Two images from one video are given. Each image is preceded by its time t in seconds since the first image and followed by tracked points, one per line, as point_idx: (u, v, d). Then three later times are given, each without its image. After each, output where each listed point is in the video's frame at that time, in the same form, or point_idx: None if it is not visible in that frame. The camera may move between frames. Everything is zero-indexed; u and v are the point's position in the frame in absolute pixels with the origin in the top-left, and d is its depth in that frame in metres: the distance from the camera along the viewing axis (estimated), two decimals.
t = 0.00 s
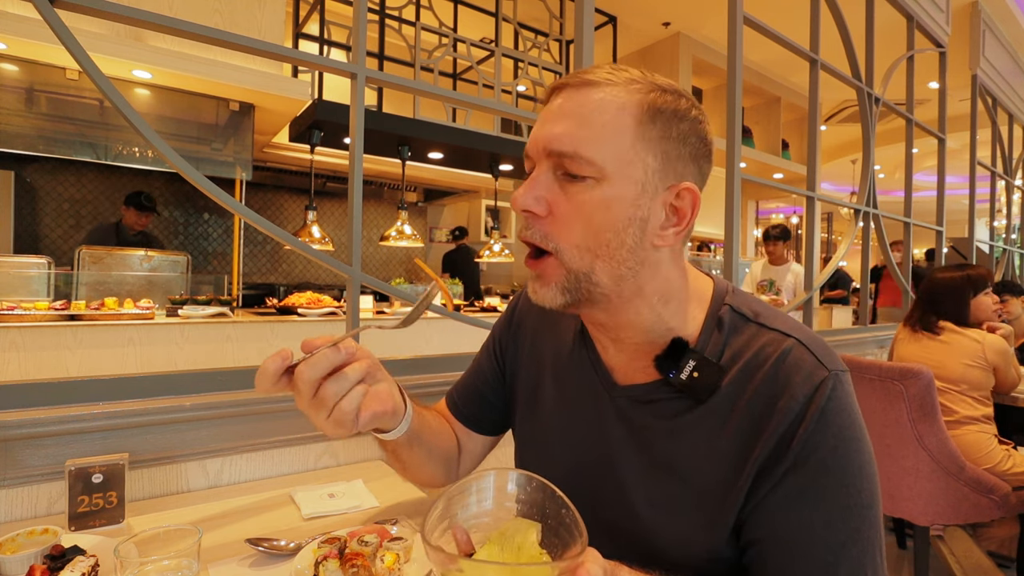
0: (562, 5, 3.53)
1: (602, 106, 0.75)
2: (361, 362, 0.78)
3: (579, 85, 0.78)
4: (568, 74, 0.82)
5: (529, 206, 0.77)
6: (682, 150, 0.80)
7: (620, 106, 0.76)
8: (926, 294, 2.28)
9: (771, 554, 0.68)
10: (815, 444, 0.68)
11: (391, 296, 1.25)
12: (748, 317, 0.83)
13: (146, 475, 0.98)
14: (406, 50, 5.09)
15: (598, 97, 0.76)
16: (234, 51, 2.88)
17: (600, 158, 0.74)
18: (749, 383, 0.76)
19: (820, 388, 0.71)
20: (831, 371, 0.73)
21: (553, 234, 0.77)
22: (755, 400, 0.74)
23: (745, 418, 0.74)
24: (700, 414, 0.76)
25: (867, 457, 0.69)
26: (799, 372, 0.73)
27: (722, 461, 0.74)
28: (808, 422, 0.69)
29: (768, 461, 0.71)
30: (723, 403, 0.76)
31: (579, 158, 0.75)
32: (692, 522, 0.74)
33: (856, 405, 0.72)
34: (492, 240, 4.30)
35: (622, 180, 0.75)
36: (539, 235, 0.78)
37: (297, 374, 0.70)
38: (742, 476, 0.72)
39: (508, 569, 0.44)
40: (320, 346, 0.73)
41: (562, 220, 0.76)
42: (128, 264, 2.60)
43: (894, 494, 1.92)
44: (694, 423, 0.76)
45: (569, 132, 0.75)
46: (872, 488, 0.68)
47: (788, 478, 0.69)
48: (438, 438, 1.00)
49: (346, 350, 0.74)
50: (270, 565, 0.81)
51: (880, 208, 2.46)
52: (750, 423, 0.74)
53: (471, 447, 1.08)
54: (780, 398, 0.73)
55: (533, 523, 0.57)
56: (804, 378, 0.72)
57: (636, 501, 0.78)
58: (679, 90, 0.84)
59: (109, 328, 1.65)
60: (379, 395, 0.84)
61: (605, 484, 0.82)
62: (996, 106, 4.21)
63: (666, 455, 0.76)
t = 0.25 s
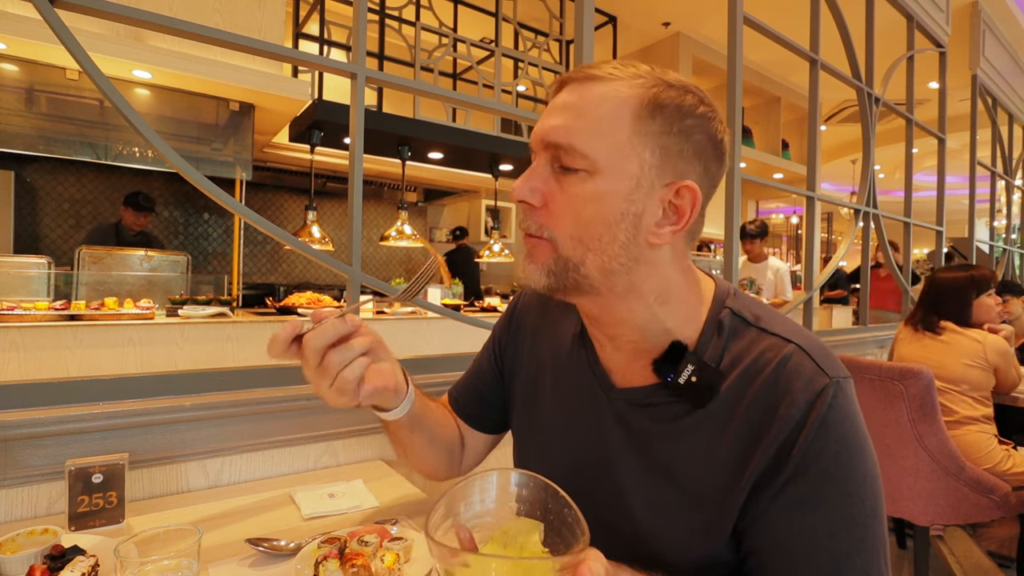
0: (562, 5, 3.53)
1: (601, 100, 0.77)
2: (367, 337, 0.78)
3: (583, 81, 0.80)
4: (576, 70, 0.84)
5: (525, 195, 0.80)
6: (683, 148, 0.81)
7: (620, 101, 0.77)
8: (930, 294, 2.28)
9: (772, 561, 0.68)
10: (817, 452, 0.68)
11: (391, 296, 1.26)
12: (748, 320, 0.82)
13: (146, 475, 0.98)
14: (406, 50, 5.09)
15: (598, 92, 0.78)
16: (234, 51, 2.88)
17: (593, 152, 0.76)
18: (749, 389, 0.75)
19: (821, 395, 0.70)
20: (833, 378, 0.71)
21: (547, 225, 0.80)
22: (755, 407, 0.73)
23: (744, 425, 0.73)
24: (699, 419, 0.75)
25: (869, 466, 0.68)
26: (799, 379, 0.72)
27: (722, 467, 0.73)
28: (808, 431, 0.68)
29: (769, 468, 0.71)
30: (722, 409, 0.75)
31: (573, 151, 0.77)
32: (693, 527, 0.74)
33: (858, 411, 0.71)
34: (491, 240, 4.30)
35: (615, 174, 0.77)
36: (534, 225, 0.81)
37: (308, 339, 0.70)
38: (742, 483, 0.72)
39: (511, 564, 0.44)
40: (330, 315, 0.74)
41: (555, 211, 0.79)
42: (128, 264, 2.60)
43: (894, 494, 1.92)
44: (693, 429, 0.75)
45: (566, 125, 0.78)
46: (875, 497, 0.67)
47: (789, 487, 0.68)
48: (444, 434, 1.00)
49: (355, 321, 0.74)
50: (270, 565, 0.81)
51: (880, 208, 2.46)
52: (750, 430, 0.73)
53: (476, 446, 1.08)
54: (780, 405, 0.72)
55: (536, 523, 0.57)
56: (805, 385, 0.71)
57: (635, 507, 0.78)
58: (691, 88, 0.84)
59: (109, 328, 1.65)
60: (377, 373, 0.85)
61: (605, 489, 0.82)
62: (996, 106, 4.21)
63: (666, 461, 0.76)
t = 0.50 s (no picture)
0: (562, 5, 3.53)
1: (601, 91, 0.78)
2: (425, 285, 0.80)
3: (592, 71, 0.81)
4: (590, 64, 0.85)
5: (518, 172, 0.82)
6: (677, 149, 0.80)
7: (619, 94, 0.78)
8: (927, 295, 2.29)
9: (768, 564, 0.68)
10: (811, 456, 0.67)
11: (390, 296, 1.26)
12: (743, 320, 0.81)
13: (146, 475, 0.98)
14: (406, 50, 5.09)
15: (602, 84, 0.79)
16: (234, 51, 2.88)
17: (584, 137, 0.77)
18: (741, 391, 0.74)
19: (814, 398, 0.69)
20: (826, 380, 0.71)
21: (534, 204, 0.82)
22: (749, 409, 0.73)
23: (738, 427, 0.73)
24: (692, 421, 0.75)
25: (867, 468, 0.67)
26: (792, 382, 0.72)
27: (716, 470, 0.73)
28: (802, 434, 0.68)
29: (764, 471, 0.70)
30: (715, 411, 0.74)
31: (565, 134, 0.78)
32: (688, 529, 0.75)
33: (854, 413, 0.70)
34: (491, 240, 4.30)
35: (601, 162, 0.77)
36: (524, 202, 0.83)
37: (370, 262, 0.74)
38: (737, 486, 0.71)
39: (509, 561, 0.44)
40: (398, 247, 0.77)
41: (542, 191, 0.80)
42: (128, 264, 2.60)
43: (894, 494, 1.92)
44: (687, 431, 0.75)
45: (564, 109, 0.79)
46: (873, 499, 0.67)
47: (785, 491, 0.68)
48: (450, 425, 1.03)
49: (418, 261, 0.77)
50: (270, 565, 0.81)
51: (880, 208, 2.46)
52: (744, 432, 0.73)
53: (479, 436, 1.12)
54: (773, 409, 0.71)
55: (535, 521, 0.57)
56: (798, 389, 0.71)
57: (631, 509, 0.78)
58: (698, 95, 0.83)
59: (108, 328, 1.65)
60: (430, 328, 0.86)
61: (601, 491, 0.82)
62: (996, 106, 4.21)
63: (661, 462, 0.76)
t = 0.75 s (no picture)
0: (562, 5, 3.53)
1: (575, 99, 0.80)
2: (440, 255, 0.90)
3: (565, 83, 0.83)
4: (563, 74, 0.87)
5: (504, 187, 0.83)
6: (657, 140, 0.79)
7: (593, 98, 0.79)
8: (924, 296, 2.28)
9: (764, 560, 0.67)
10: (806, 449, 0.67)
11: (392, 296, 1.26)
12: (741, 315, 0.81)
13: (146, 475, 0.98)
14: (406, 50, 5.09)
15: (574, 92, 0.80)
16: (234, 51, 2.88)
17: (562, 146, 0.78)
18: (737, 385, 0.74)
19: (809, 392, 0.69)
20: (820, 374, 0.70)
21: (523, 214, 0.83)
22: (744, 404, 0.73)
23: (734, 421, 0.73)
24: (688, 416, 0.74)
25: (863, 463, 0.66)
26: (787, 376, 0.71)
27: (713, 464, 0.73)
28: (796, 428, 0.68)
29: (760, 466, 0.70)
30: (711, 406, 0.74)
31: (545, 146, 0.79)
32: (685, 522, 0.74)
33: (849, 406, 0.70)
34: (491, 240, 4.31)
35: (583, 166, 0.78)
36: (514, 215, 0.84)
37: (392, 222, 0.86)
38: (733, 480, 0.71)
39: (511, 543, 0.45)
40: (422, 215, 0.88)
41: (530, 202, 0.81)
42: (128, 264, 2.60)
43: (894, 494, 1.92)
44: (682, 425, 0.75)
45: (542, 122, 0.80)
46: (870, 493, 0.66)
47: (780, 485, 0.67)
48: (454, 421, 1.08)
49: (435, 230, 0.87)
50: (270, 566, 0.81)
51: (880, 208, 2.46)
52: (739, 426, 0.72)
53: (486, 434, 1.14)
54: (768, 402, 0.71)
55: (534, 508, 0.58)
56: (792, 382, 0.70)
57: (629, 503, 0.78)
58: (668, 84, 0.83)
59: (108, 328, 1.65)
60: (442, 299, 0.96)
61: (600, 486, 0.82)
62: (996, 106, 4.21)
63: (657, 456, 0.76)
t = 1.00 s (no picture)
0: (562, 5, 3.53)
1: (576, 98, 0.80)
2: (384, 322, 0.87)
3: (565, 83, 0.83)
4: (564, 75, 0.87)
5: (504, 186, 0.83)
6: (657, 141, 0.79)
7: (593, 97, 0.79)
8: (926, 297, 2.26)
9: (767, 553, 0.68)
10: (804, 442, 0.67)
11: (391, 296, 1.26)
12: (736, 312, 0.81)
13: (146, 475, 0.98)
14: (406, 50, 5.09)
15: (575, 91, 0.80)
16: (234, 51, 2.88)
17: (563, 143, 0.78)
18: (735, 381, 0.74)
19: (806, 385, 0.69)
20: (817, 367, 0.71)
21: (522, 213, 0.82)
22: (742, 399, 0.73)
23: (732, 417, 0.73)
24: (687, 413, 0.74)
25: (861, 453, 0.67)
26: (783, 370, 0.71)
27: (713, 460, 0.73)
28: (794, 421, 0.68)
29: (759, 460, 0.70)
30: (709, 401, 0.74)
31: (546, 144, 0.79)
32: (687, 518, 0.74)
33: (845, 398, 0.70)
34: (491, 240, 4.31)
35: (583, 164, 0.78)
36: (513, 213, 0.84)
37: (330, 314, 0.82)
38: (733, 475, 0.71)
39: (512, 547, 0.45)
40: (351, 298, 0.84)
41: (529, 200, 0.81)
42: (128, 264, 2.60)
43: (894, 494, 1.92)
44: (681, 422, 0.75)
45: (542, 120, 0.80)
46: (869, 482, 0.66)
47: (780, 478, 0.68)
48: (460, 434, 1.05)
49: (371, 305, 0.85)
50: (270, 566, 0.81)
51: (880, 208, 2.46)
52: (738, 421, 0.72)
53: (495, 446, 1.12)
54: (766, 396, 0.71)
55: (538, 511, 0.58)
56: (789, 376, 0.71)
57: (630, 500, 0.78)
58: (667, 87, 0.83)
59: (108, 328, 1.65)
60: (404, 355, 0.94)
61: (601, 485, 0.81)
62: (996, 106, 4.21)
63: (657, 453, 0.76)
